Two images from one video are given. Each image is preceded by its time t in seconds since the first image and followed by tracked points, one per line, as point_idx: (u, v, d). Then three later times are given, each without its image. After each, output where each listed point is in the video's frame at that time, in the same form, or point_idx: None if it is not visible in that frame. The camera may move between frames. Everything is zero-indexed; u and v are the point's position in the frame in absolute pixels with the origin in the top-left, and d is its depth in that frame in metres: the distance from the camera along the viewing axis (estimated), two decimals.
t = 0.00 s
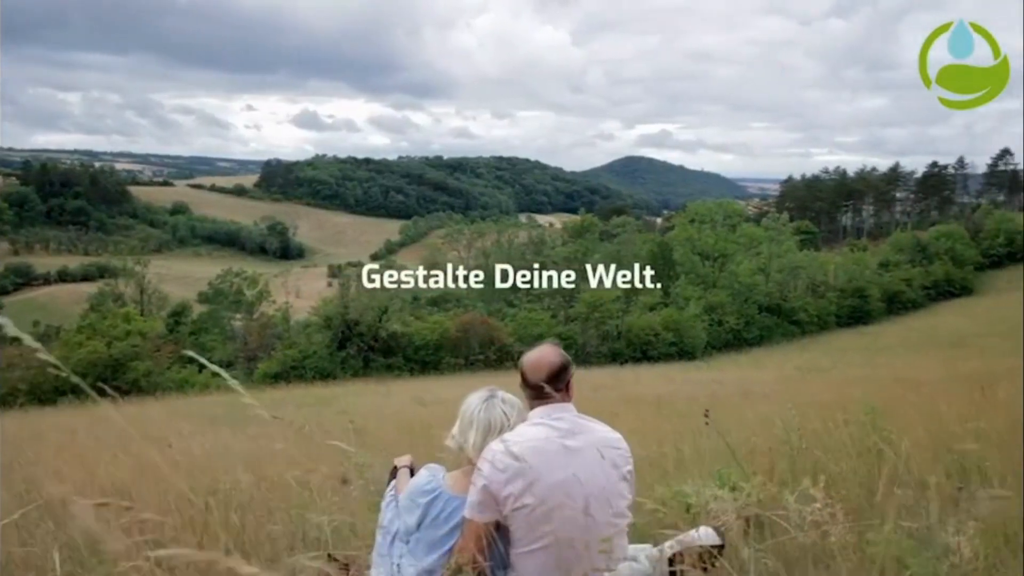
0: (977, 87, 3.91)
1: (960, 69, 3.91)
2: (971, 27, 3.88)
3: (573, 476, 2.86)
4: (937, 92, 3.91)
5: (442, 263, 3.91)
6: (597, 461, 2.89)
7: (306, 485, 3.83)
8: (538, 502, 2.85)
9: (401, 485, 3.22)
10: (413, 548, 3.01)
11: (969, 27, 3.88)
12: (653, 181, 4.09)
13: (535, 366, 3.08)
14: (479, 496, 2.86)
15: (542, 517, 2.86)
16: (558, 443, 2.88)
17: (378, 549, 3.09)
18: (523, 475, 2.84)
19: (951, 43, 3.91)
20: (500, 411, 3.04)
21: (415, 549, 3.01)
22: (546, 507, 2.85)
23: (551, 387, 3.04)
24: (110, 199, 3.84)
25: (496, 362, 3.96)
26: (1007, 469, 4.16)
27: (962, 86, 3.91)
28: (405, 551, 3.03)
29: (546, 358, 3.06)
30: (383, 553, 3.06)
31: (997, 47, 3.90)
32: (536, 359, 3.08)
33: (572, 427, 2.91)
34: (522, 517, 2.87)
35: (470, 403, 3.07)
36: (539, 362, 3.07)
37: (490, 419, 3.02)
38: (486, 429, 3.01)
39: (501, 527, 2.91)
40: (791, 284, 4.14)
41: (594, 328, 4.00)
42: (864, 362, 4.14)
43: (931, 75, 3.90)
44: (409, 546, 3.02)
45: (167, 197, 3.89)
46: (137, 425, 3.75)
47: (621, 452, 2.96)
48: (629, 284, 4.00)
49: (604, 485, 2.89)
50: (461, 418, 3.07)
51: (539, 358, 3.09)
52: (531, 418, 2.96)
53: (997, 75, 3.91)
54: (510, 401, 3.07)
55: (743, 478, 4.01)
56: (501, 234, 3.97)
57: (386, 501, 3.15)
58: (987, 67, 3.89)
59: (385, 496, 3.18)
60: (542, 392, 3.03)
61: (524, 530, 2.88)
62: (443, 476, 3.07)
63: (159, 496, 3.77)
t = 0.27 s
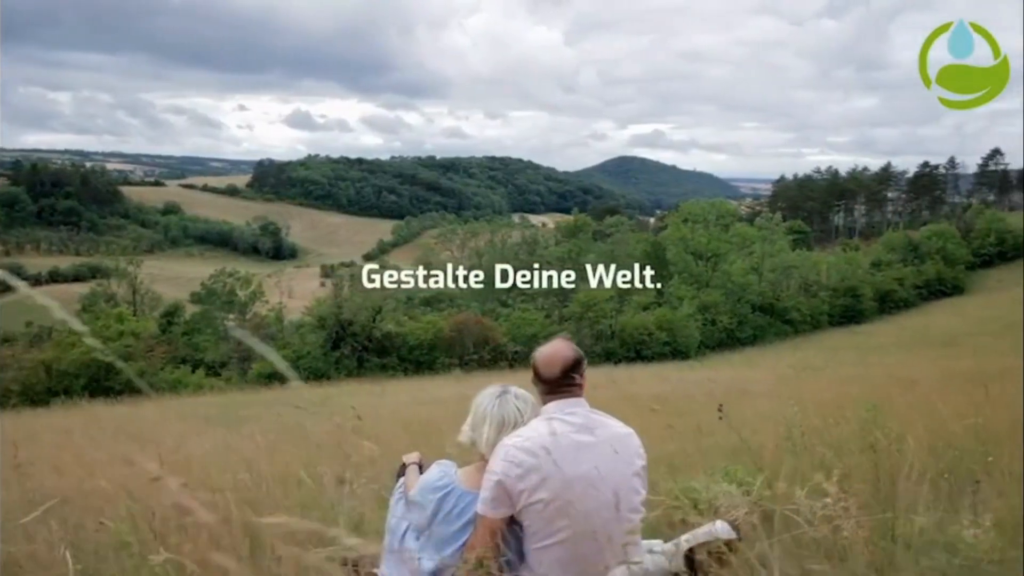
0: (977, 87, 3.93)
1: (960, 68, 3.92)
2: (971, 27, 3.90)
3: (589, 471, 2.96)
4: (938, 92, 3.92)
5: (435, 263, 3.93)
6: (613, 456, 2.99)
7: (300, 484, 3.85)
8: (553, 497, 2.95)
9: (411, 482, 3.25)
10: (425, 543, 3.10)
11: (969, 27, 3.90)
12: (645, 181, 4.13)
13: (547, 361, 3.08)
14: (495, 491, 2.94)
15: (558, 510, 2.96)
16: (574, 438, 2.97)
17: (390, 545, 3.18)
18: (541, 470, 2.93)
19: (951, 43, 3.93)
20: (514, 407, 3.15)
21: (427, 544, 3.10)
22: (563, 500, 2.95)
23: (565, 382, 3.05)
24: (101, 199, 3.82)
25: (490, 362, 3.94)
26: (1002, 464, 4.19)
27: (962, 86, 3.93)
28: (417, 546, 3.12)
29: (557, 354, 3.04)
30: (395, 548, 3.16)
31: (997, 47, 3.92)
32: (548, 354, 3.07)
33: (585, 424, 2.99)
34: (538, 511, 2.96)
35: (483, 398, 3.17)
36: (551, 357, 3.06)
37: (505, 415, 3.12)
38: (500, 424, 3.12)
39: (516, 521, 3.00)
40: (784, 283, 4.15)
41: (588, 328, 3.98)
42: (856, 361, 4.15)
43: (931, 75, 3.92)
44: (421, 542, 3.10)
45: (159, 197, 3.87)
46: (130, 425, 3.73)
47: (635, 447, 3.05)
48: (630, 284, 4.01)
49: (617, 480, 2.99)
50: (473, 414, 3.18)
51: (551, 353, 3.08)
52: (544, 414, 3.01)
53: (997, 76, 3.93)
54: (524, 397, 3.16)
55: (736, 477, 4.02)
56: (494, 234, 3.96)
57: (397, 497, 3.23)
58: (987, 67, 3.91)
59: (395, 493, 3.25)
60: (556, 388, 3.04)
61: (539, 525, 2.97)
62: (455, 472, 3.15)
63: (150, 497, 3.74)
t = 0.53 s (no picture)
0: (977, 87, 3.95)
1: (960, 68, 3.94)
2: (971, 27, 3.91)
3: (608, 468, 2.95)
4: (937, 93, 3.94)
5: (430, 263, 3.91)
6: (629, 451, 2.98)
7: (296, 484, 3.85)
8: (570, 494, 2.94)
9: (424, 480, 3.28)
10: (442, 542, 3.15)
11: (969, 27, 3.91)
12: (640, 181, 4.12)
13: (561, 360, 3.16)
14: (511, 487, 2.95)
15: (574, 508, 2.96)
16: (592, 435, 2.98)
17: (404, 545, 3.20)
18: (558, 466, 2.93)
19: (951, 43, 3.95)
20: (531, 403, 3.17)
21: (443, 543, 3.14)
22: (580, 497, 2.94)
23: (582, 378, 3.14)
24: (94, 199, 3.81)
25: (485, 362, 3.94)
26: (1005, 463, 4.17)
27: (962, 86, 3.95)
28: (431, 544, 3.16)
29: (575, 351, 3.14)
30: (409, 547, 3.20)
31: (997, 47, 3.94)
32: (563, 352, 3.15)
33: (604, 419, 2.99)
34: (555, 509, 2.96)
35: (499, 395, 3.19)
36: (567, 354, 3.15)
37: (522, 411, 3.14)
38: (517, 421, 3.13)
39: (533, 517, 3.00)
40: (778, 282, 4.17)
41: (583, 328, 3.99)
42: (850, 360, 4.14)
43: (932, 75, 3.94)
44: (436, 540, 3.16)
45: (152, 197, 3.87)
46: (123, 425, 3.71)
47: (652, 442, 3.04)
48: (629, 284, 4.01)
49: (635, 476, 2.97)
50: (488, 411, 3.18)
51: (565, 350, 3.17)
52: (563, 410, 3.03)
53: (997, 75, 3.94)
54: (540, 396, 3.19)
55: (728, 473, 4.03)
56: (488, 234, 3.97)
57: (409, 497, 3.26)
58: (987, 67, 3.93)
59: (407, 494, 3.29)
60: (574, 384, 3.12)
61: (556, 522, 2.98)
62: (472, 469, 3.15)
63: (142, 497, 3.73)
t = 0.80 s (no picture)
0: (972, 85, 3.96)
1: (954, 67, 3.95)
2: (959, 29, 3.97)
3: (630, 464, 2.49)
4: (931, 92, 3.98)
5: (425, 262, 4.03)
6: (650, 446, 2.54)
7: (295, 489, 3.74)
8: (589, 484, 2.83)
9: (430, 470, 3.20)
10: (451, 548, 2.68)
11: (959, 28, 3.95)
12: (634, 181, 4.30)
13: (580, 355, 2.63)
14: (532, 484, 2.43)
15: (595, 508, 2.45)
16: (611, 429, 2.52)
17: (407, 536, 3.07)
18: (577, 463, 2.43)
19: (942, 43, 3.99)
20: (550, 399, 2.60)
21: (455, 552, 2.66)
22: (602, 497, 2.44)
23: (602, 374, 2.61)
24: (89, 199, 3.84)
25: (482, 361, 3.97)
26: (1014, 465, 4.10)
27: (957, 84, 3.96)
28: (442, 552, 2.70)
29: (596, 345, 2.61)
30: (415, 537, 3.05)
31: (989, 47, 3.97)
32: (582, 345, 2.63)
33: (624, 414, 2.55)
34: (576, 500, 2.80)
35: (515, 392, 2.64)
36: (586, 350, 2.62)
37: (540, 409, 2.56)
38: (536, 420, 2.56)
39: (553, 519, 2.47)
40: (773, 281, 4.22)
41: (580, 328, 4.00)
42: (844, 360, 4.13)
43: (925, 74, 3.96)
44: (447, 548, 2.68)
45: (146, 197, 3.99)
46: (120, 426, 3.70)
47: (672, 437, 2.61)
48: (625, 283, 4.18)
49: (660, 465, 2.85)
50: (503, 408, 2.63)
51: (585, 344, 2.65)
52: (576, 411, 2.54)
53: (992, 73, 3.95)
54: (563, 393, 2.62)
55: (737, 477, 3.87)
56: (484, 234, 4.11)
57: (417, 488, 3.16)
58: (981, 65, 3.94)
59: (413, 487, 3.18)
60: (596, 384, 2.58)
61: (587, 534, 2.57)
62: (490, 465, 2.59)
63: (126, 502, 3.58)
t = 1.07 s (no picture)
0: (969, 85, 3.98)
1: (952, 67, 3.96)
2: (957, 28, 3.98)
3: (644, 460, 3.00)
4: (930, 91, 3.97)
5: (422, 263, 3.91)
6: (663, 445, 3.03)
7: (297, 487, 3.84)
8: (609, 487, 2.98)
9: (452, 475, 3.34)
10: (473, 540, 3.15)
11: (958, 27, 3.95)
12: (631, 181, 4.06)
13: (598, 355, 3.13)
14: (552, 481, 2.95)
15: (614, 500, 2.98)
16: (628, 427, 3.00)
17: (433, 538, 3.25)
18: (595, 459, 2.95)
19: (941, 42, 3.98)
20: (565, 398, 3.13)
21: (476, 542, 3.14)
22: (618, 490, 2.97)
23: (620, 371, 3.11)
24: (85, 198, 3.79)
25: (480, 361, 3.93)
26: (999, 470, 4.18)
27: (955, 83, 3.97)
28: (464, 543, 3.17)
29: (613, 347, 3.11)
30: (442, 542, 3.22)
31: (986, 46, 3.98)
32: (601, 347, 3.12)
33: (638, 411, 3.03)
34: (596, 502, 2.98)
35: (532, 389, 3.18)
36: (605, 349, 3.12)
37: (557, 405, 3.11)
38: (553, 414, 3.11)
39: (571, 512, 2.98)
40: (771, 280, 4.13)
41: (578, 327, 3.98)
42: (844, 359, 4.14)
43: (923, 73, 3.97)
44: (470, 539, 3.15)
45: (142, 197, 3.82)
46: (117, 426, 3.70)
47: (686, 437, 3.10)
48: (629, 284, 4.02)
49: (672, 464, 3.04)
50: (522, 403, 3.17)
51: (602, 346, 3.14)
52: (599, 405, 3.04)
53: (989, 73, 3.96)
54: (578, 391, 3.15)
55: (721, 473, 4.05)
56: (481, 234, 3.95)
57: (437, 494, 3.33)
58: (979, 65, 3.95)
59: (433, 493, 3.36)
60: (613, 379, 3.08)
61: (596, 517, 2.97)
62: (505, 465, 3.16)
63: (136, 500, 3.72)
